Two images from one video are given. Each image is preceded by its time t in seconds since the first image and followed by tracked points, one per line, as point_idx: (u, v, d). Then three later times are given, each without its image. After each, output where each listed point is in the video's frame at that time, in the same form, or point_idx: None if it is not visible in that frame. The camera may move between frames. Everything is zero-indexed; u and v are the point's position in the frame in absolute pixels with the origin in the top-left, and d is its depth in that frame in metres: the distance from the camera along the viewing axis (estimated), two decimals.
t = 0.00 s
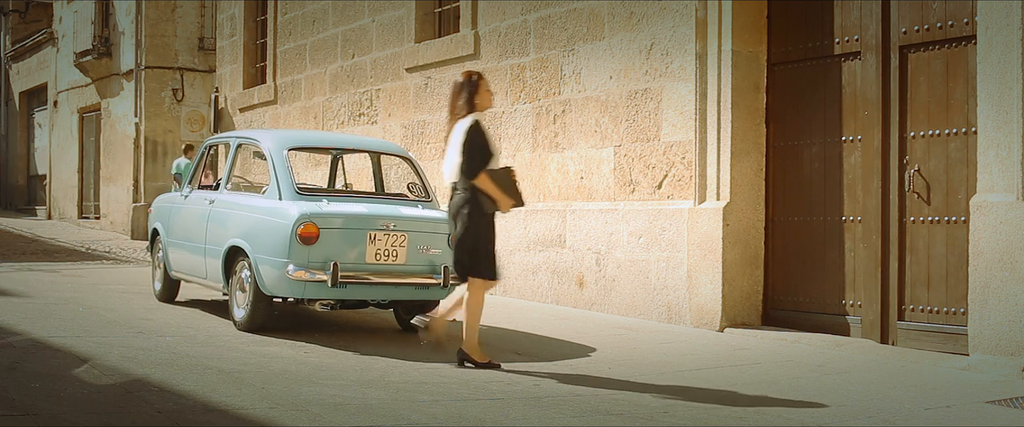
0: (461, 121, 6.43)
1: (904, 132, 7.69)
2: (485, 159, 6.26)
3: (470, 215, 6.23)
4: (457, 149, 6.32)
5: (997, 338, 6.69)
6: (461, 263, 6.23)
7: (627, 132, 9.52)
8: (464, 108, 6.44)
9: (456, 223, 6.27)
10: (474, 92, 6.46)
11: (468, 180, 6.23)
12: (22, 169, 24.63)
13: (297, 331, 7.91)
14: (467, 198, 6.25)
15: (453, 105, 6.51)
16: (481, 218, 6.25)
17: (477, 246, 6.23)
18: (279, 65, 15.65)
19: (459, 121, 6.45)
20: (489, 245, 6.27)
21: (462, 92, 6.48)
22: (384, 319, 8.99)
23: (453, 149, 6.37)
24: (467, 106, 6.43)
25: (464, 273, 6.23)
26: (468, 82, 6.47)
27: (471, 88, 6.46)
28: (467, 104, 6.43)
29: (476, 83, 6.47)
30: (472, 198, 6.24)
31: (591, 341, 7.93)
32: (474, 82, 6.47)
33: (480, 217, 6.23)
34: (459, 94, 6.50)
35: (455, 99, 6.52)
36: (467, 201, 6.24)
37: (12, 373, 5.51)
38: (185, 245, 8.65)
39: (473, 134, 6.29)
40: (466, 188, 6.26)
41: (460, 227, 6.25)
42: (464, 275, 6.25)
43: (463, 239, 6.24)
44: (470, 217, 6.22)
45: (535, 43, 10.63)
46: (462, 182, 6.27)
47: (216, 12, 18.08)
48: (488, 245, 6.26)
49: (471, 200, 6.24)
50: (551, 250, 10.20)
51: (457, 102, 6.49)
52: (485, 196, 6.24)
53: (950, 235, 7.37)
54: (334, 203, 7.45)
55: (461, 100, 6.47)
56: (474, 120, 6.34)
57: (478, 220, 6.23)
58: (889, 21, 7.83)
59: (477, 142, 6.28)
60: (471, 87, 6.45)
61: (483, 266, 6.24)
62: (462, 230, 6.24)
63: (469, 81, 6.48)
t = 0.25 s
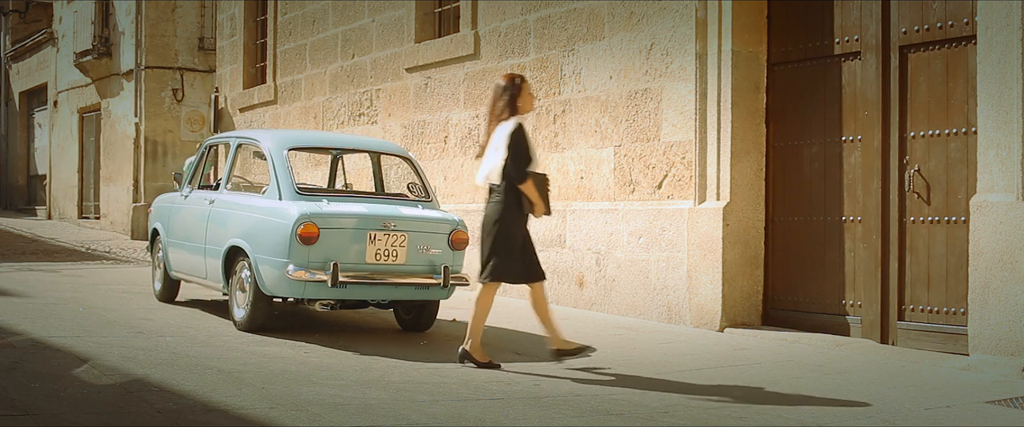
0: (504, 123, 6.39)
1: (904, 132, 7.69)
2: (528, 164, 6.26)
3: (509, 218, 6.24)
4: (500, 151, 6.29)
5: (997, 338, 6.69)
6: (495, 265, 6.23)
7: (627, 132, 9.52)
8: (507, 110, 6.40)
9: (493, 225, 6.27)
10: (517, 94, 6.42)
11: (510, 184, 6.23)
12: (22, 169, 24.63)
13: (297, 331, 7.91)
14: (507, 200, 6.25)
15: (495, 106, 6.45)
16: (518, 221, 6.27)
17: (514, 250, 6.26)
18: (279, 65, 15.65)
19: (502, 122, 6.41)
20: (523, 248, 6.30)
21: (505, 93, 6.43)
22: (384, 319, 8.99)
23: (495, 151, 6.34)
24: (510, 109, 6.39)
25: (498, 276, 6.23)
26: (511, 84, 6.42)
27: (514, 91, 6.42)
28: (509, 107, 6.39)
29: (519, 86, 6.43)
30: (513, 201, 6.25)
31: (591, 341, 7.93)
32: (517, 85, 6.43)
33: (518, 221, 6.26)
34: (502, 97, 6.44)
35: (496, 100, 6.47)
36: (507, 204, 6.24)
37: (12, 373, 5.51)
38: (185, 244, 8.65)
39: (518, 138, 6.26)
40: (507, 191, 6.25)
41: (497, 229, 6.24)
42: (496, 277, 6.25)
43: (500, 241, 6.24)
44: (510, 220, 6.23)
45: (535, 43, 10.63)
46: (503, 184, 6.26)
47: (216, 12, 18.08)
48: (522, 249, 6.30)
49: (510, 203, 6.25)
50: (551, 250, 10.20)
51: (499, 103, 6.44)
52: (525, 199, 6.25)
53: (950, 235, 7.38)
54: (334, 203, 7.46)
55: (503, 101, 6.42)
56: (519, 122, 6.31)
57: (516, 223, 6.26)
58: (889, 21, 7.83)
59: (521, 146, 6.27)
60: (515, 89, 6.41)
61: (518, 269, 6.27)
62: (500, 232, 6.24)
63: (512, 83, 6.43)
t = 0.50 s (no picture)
0: (547, 129, 6.38)
1: (904, 132, 7.69)
2: (572, 169, 6.25)
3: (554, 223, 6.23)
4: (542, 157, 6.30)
5: (997, 338, 6.69)
6: (542, 270, 6.23)
7: (627, 132, 9.52)
8: (550, 116, 6.40)
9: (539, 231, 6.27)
10: (559, 100, 6.41)
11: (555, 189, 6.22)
12: (22, 169, 24.62)
13: (296, 331, 7.92)
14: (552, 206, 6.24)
15: (537, 111, 6.45)
16: (565, 226, 6.25)
17: (559, 255, 6.24)
18: (279, 65, 15.65)
19: (545, 128, 6.41)
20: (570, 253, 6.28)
21: (547, 99, 6.42)
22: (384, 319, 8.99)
23: (538, 157, 6.34)
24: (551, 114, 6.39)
25: (545, 280, 6.23)
26: (553, 90, 6.42)
27: (556, 97, 6.41)
28: (551, 112, 6.39)
29: (561, 92, 6.43)
30: (558, 206, 6.24)
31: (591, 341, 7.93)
32: (559, 91, 6.42)
33: (563, 226, 6.24)
34: (544, 102, 6.44)
35: (539, 106, 6.46)
36: (553, 210, 6.23)
37: (12, 373, 5.51)
38: (185, 245, 8.65)
39: (561, 144, 6.26)
40: (552, 196, 6.25)
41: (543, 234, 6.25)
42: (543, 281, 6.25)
43: (546, 247, 6.23)
44: (555, 225, 6.23)
45: (535, 44, 10.63)
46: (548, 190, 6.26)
47: (216, 12, 18.08)
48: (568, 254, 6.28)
49: (556, 208, 6.24)
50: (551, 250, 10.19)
51: (541, 110, 6.44)
52: (570, 204, 6.24)
53: (950, 235, 7.37)
54: (334, 203, 7.46)
55: (546, 107, 6.41)
56: (562, 128, 6.31)
57: (562, 228, 6.25)
58: (889, 21, 7.83)
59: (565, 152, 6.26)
60: (556, 95, 6.41)
61: (562, 274, 6.24)
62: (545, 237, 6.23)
63: (554, 88, 6.43)
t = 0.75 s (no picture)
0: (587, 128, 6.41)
1: (904, 132, 7.68)
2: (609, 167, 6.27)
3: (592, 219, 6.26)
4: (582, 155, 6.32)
5: (997, 338, 6.69)
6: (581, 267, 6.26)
7: (627, 132, 9.52)
8: (590, 114, 6.42)
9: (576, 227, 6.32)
10: (601, 97, 6.42)
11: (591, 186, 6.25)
12: (22, 169, 24.62)
13: (296, 331, 7.92)
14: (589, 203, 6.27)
15: (579, 109, 6.48)
16: (602, 223, 6.26)
17: (597, 251, 6.26)
18: (279, 65, 15.65)
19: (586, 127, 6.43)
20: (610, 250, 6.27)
21: (588, 97, 6.45)
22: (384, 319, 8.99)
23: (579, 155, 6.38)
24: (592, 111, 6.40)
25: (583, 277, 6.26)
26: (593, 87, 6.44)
27: (596, 95, 6.42)
28: (593, 110, 6.41)
29: (602, 89, 6.44)
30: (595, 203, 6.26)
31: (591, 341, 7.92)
32: (600, 88, 6.43)
33: (600, 222, 6.26)
34: (586, 100, 6.46)
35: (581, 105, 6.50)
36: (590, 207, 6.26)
37: (12, 373, 5.51)
38: (185, 245, 8.65)
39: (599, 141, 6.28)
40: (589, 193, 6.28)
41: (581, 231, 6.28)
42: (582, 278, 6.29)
43: (584, 243, 6.26)
44: (590, 222, 6.25)
45: (535, 44, 10.63)
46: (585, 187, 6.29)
47: (216, 12, 18.08)
48: (608, 250, 6.27)
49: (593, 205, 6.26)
50: (551, 250, 10.19)
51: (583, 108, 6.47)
52: (607, 201, 6.25)
53: (950, 235, 7.37)
54: (334, 203, 7.46)
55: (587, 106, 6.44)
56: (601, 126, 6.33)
57: (599, 224, 6.26)
58: (889, 21, 7.83)
59: (604, 150, 6.28)
60: (597, 93, 6.42)
61: (601, 270, 6.25)
62: (581, 234, 6.27)
63: (595, 86, 6.45)
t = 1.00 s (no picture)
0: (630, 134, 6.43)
1: (904, 132, 7.68)
2: (654, 172, 6.29)
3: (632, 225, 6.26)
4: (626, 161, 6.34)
5: (997, 338, 6.69)
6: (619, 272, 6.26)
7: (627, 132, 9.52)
8: (634, 120, 6.45)
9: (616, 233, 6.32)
10: (644, 103, 6.46)
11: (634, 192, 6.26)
12: (22, 169, 24.62)
13: (296, 331, 7.92)
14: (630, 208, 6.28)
15: (623, 115, 6.51)
16: (644, 228, 6.26)
17: (637, 257, 6.25)
18: (279, 65, 15.64)
19: (629, 133, 6.45)
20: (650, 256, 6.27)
21: (632, 103, 6.49)
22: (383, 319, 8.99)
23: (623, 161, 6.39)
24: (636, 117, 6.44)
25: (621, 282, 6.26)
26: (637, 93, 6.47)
27: (640, 101, 6.46)
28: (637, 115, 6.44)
29: (647, 95, 6.48)
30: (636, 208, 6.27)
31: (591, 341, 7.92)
32: (644, 94, 6.47)
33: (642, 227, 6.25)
34: (629, 106, 6.50)
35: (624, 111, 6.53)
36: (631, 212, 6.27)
37: (12, 373, 5.51)
38: (185, 245, 8.65)
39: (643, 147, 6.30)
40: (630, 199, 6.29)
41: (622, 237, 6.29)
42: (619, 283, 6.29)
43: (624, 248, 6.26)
44: (632, 227, 6.25)
45: (535, 44, 10.63)
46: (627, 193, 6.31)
47: (216, 12, 18.08)
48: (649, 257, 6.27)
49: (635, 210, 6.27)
50: (552, 250, 10.19)
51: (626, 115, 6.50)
52: (650, 207, 6.26)
53: (950, 235, 7.37)
54: (334, 203, 7.46)
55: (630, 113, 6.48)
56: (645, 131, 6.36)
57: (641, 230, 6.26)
58: (889, 21, 7.83)
59: (648, 156, 6.30)
60: (642, 99, 6.45)
61: (644, 275, 6.25)
62: (622, 240, 6.27)
63: (639, 92, 6.48)
